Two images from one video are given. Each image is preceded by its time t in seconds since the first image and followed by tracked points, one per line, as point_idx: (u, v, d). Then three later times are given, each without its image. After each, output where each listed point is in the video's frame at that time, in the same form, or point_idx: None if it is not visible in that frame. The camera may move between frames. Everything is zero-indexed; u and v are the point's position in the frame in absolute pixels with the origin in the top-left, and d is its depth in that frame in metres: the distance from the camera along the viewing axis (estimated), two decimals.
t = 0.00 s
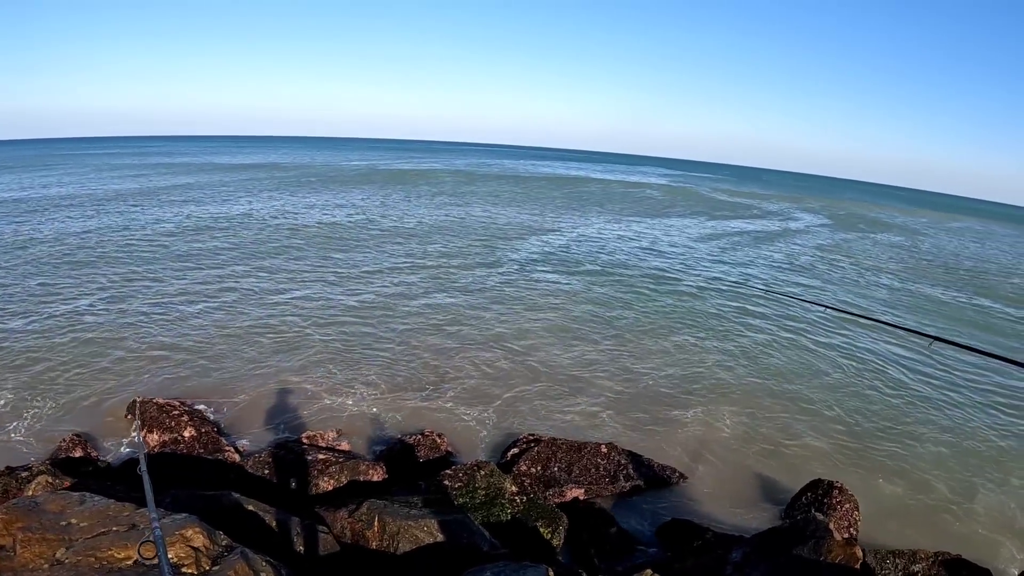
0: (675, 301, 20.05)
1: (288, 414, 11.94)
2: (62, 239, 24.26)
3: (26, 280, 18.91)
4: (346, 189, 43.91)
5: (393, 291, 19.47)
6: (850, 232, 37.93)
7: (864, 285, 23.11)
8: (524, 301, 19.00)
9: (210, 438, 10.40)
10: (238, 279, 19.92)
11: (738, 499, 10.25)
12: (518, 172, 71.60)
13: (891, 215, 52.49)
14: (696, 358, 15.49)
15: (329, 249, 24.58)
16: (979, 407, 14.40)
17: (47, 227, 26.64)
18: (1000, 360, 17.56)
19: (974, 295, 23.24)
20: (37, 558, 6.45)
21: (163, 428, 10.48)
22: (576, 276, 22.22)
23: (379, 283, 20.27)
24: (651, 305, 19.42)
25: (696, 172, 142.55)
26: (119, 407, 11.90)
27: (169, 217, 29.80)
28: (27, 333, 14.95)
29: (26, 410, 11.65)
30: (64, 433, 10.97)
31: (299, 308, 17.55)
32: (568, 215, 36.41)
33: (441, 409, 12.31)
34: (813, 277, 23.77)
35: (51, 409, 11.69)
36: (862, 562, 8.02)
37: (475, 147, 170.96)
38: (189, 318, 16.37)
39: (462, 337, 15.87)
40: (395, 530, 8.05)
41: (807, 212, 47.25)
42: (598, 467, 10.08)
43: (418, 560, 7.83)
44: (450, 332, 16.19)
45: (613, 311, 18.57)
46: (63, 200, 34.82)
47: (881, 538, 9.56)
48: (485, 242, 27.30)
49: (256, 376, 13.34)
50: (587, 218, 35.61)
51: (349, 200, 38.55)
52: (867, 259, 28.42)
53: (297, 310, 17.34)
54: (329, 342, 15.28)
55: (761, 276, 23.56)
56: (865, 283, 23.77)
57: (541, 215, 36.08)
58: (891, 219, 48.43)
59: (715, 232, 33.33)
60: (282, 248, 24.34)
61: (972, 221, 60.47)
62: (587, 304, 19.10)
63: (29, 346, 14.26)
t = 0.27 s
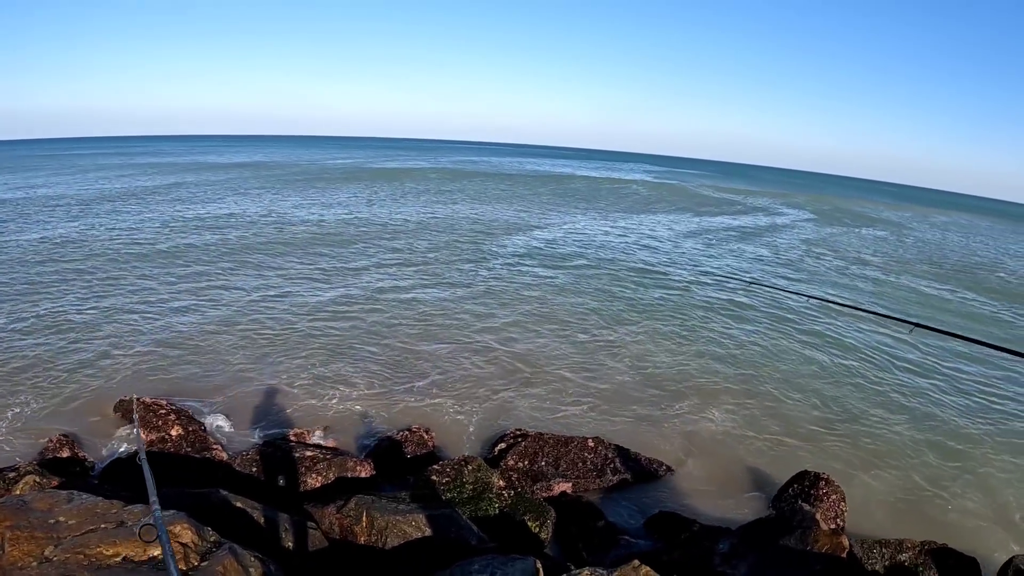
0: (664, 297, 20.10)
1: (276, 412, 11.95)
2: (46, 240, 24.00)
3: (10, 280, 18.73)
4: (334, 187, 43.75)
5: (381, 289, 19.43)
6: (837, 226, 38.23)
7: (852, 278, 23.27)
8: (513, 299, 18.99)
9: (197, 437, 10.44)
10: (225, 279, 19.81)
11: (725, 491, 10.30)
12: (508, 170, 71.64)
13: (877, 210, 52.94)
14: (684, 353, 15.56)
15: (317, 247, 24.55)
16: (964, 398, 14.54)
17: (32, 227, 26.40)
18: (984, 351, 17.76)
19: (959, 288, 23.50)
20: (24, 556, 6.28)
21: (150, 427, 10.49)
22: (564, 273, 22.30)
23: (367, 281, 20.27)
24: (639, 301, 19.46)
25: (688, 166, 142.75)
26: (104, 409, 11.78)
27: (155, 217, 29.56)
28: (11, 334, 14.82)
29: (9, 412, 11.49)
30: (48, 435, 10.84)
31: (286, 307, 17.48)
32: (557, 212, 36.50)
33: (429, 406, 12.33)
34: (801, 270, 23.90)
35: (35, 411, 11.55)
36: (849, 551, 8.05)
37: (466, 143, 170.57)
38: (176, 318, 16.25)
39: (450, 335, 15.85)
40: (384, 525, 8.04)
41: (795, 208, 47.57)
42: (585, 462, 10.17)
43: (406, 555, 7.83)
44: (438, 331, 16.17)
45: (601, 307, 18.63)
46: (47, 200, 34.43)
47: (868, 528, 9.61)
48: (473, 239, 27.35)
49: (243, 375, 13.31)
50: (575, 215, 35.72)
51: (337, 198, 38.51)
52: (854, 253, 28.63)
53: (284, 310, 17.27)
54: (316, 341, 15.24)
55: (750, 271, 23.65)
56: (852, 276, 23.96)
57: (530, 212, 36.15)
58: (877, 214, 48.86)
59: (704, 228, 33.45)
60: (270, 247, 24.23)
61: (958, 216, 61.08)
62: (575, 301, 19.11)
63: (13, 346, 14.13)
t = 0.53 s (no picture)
0: (658, 293, 20.15)
1: (269, 407, 12.03)
2: (39, 239, 23.92)
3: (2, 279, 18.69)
4: (328, 186, 43.70)
5: (375, 287, 19.45)
6: (830, 221, 38.40)
7: (846, 273, 23.39)
8: (507, 296, 19.02)
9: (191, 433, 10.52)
10: (218, 278, 19.80)
11: (716, 483, 10.38)
12: (503, 166, 71.59)
13: (869, 205, 53.15)
14: (675, 348, 15.65)
15: (309, 245, 24.58)
16: (955, 390, 14.65)
17: (24, 227, 26.32)
18: (975, 344, 17.89)
19: (949, 282, 23.68)
20: (22, 547, 6.14)
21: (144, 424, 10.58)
22: (556, 270, 22.37)
23: (360, 278, 20.33)
24: (633, 298, 19.50)
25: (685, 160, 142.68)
26: (97, 407, 11.77)
27: (148, 216, 29.47)
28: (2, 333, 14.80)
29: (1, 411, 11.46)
30: (40, 434, 10.82)
31: (280, 305, 17.51)
32: (550, 209, 36.57)
33: (421, 401, 12.41)
34: (795, 265, 23.98)
35: (28, 410, 11.55)
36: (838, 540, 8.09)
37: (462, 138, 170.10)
38: (169, 317, 16.24)
39: (444, 333, 15.88)
40: (377, 516, 8.17)
41: (788, 203, 47.73)
42: (577, 454, 10.27)
43: (399, 545, 7.92)
44: (431, 328, 16.19)
45: (593, 304, 18.71)
46: (39, 200, 34.27)
47: (858, 519, 9.69)
48: (466, 236, 27.42)
49: (236, 372, 13.36)
50: (569, 211, 35.80)
51: (330, 196, 38.51)
52: (847, 248, 28.75)
53: (278, 308, 17.27)
54: (309, 339, 15.25)
55: (744, 267, 23.73)
56: (845, 272, 24.08)
57: (523, 209, 36.23)
58: (871, 210, 49.11)
59: (697, 224, 33.52)
60: (263, 245, 24.21)
61: (951, 211, 61.36)
62: (569, 298, 19.14)
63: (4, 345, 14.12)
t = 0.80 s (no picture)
0: (658, 293, 20.10)
1: (267, 407, 12.03)
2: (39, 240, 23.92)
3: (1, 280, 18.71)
4: (328, 185, 43.70)
5: (374, 287, 19.43)
6: (830, 221, 38.33)
7: (848, 272, 23.32)
8: (507, 296, 18.97)
9: (189, 432, 10.55)
10: (217, 277, 19.81)
11: (714, 482, 10.34)
12: (503, 166, 71.55)
13: (870, 205, 53.05)
14: (674, 347, 15.62)
15: (309, 244, 24.58)
16: (957, 389, 14.60)
17: (24, 227, 26.34)
18: (976, 343, 17.84)
19: (950, 281, 23.62)
20: (18, 545, 6.12)
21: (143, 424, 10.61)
22: (556, 269, 22.34)
23: (359, 278, 20.32)
24: (634, 297, 19.44)
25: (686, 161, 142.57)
26: (96, 407, 11.74)
27: (148, 216, 29.47)
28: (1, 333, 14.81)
29: (1, 412, 11.44)
30: (39, 434, 10.79)
31: (279, 304, 17.51)
32: (550, 208, 36.56)
33: (419, 401, 12.40)
34: (796, 265, 23.93)
35: (27, 410, 11.55)
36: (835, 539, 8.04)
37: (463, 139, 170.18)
38: (169, 317, 16.23)
39: (443, 332, 15.86)
40: (374, 515, 8.13)
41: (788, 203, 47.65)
42: (575, 454, 10.28)
43: (396, 544, 7.90)
44: (431, 328, 16.15)
45: (592, 303, 18.68)
46: (40, 201, 34.30)
47: (857, 517, 9.64)
48: (466, 236, 27.41)
49: (234, 371, 13.35)
50: (569, 211, 35.79)
51: (330, 196, 38.51)
52: (848, 247, 28.67)
53: (277, 307, 17.25)
54: (309, 339, 15.23)
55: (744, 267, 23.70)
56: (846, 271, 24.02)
57: (523, 208, 36.21)
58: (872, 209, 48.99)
59: (697, 224, 33.47)
60: (264, 245, 24.20)
61: (953, 210, 61.19)
62: (569, 297, 19.08)
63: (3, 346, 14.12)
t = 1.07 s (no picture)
0: (656, 292, 20.06)
1: (263, 405, 12.03)
2: (37, 239, 23.87)
3: None
4: (326, 184, 43.64)
5: (372, 286, 19.40)
6: (828, 220, 38.31)
7: (847, 271, 23.29)
8: (504, 295, 18.94)
9: (185, 432, 10.56)
10: (214, 276, 19.79)
11: (710, 480, 10.32)
12: (502, 165, 71.49)
13: (868, 204, 53.04)
14: (671, 346, 15.61)
15: (306, 243, 24.56)
16: (955, 388, 14.58)
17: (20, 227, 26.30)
18: (974, 342, 17.82)
19: (948, 280, 23.62)
20: (11, 544, 6.09)
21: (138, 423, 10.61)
22: (553, 268, 22.33)
23: (356, 276, 20.30)
24: (632, 297, 19.41)
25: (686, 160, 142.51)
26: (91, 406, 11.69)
27: (146, 215, 29.43)
28: None
29: None
30: (34, 434, 10.74)
31: (275, 303, 17.49)
32: (548, 207, 36.52)
33: (415, 399, 12.38)
34: (795, 264, 23.89)
35: (21, 409, 11.53)
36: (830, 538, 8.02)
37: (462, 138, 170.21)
38: (166, 316, 16.19)
39: (439, 331, 15.85)
40: (369, 514, 8.08)
41: (787, 202, 47.65)
42: (570, 452, 10.30)
43: (391, 543, 7.88)
44: (428, 327, 16.12)
45: (589, 302, 18.67)
46: (37, 200, 34.24)
47: (853, 516, 9.61)
48: (463, 234, 27.39)
49: (230, 370, 13.34)
50: (567, 210, 35.77)
51: (328, 194, 38.50)
52: (847, 247, 28.64)
53: (274, 307, 17.22)
54: (306, 338, 15.20)
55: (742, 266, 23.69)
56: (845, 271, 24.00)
57: (521, 207, 36.16)
58: (871, 209, 48.99)
59: (696, 223, 33.44)
60: (261, 244, 24.16)
61: (952, 210, 61.20)
62: (567, 296, 19.04)
63: None
